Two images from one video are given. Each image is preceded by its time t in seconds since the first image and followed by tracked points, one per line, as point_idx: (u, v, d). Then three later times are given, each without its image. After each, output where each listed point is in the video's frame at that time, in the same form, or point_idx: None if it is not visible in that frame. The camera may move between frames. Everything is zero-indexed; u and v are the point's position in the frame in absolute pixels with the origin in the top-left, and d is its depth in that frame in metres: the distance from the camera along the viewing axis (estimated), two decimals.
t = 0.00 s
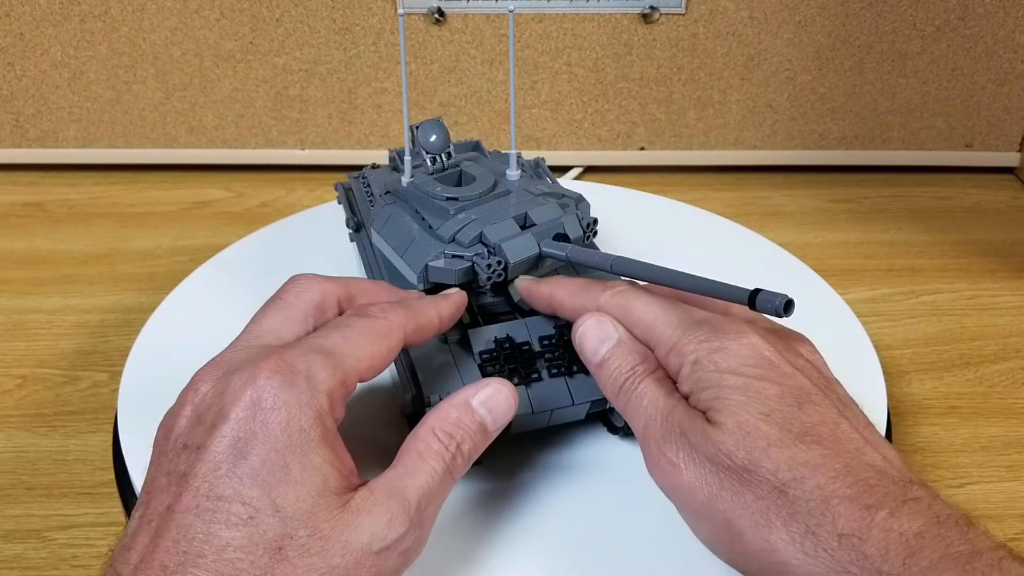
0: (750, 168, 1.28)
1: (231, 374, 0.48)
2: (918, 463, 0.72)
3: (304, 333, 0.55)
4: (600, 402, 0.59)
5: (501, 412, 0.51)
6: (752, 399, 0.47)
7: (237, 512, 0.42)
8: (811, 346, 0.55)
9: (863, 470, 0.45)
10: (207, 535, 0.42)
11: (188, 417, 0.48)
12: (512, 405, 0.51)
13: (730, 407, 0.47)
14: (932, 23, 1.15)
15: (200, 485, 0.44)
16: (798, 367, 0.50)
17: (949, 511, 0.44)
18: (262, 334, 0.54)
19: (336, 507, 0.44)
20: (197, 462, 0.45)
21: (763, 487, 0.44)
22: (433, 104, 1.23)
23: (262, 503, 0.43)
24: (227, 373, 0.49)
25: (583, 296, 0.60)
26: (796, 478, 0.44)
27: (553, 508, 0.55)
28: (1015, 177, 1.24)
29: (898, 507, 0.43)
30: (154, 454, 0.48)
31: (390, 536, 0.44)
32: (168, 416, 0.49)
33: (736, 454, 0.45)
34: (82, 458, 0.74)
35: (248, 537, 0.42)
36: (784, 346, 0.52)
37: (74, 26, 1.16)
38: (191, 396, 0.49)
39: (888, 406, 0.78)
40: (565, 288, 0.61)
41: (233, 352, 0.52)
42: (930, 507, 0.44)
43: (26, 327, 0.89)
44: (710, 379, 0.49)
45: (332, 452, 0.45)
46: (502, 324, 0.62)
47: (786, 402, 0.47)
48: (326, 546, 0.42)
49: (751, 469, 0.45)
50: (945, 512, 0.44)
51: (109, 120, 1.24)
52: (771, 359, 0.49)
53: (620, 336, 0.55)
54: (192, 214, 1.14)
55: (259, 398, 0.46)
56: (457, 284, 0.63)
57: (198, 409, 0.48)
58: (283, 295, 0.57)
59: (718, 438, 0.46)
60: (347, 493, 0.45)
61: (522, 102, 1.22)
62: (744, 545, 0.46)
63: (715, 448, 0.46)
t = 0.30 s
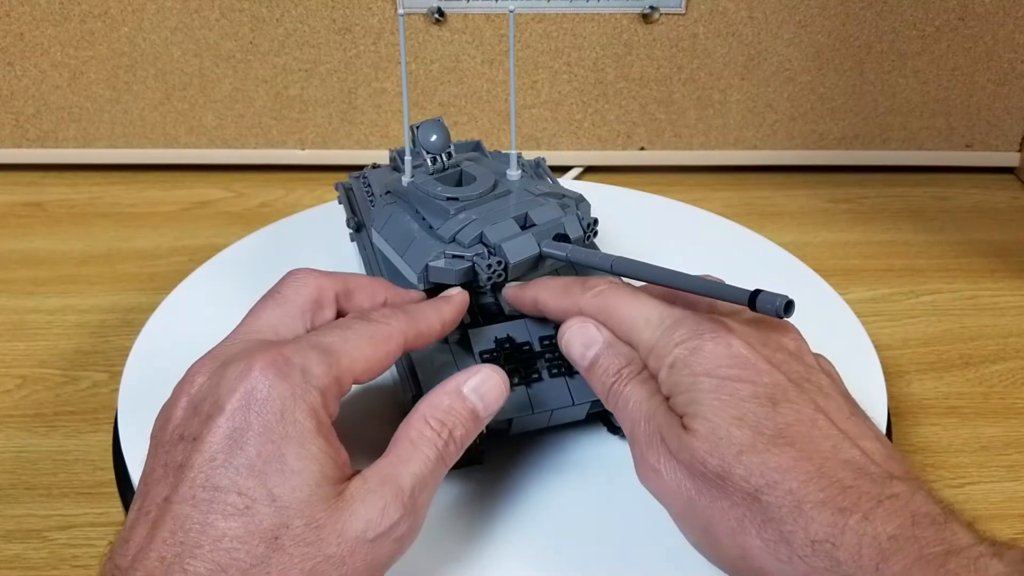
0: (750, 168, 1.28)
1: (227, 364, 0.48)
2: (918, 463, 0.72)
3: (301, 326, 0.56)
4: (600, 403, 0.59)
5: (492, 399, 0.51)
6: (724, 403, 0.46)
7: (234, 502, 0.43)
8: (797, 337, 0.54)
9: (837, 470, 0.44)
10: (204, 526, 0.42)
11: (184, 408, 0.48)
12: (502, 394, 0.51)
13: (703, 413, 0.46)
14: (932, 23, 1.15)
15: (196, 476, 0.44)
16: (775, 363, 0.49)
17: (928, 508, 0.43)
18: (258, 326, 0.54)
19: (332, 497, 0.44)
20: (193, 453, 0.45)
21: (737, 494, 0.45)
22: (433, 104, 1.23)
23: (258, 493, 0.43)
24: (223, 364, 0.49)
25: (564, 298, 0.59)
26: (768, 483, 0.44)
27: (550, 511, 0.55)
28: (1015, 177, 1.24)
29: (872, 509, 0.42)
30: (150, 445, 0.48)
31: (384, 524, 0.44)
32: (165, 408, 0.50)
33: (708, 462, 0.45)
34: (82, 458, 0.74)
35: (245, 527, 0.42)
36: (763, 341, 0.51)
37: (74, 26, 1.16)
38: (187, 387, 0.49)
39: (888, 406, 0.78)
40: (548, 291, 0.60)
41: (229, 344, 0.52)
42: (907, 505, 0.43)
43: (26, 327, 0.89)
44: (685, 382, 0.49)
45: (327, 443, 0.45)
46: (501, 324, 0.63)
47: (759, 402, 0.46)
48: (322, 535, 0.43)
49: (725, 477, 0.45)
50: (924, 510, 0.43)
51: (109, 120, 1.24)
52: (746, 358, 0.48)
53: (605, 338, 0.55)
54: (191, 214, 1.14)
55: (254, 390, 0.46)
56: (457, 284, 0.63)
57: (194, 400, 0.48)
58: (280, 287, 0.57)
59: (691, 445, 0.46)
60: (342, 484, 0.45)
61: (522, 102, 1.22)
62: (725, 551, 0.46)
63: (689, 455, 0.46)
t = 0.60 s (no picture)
0: (750, 168, 1.28)
1: (240, 359, 0.48)
2: (918, 463, 0.72)
3: (306, 319, 0.55)
4: (596, 405, 0.59)
5: (495, 382, 0.52)
6: (735, 405, 0.46)
7: (251, 493, 0.43)
8: (804, 339, 0.53)
9: (848, 474, 0.44)
10: (223, 517, 0.42)
11: (196, 401, 0.48)
12: (504, 376, 0.53)
13: (712, 415, 0.46)
14: (932, 23, 1.15)
15: (212, 468, 0.44)
16: (784, 365, 0.49)
17: (937, 512, 0.42)
18: (266, 319, 0.53)
19: (348, 486, 0.44)
20: (208, 445, 0.45)
21: (747, 497, 0.45)
22: (433, 104, 1.23)
23: (276, 484, 0.43)
24: (235, 358, 0.49)
25: (572, 298, 0.59)
26: (779, 487, 0.44)
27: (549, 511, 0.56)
28: (1015, 177, 1.24)
29: (882, 512, 0.42)
30: (162, 439, 0.48)
31: (396, 510, 0.46)
32: (175, 401, 0.49)
33: (718, 464, 0.45)
34: (82, 458, 0.74)
35: (263, 517, 0.42)
36: (770, 343, 0.51)
37: (74, 26, 1.16)
38: (199, 381, 0.49)
39: (888, 406, 0.78)
40: (556, 289, 0.60)
41: (238, 339, 0.51)
42: (917, 509, 0.42)
43: (26, 327, 0.89)
44: (693, 383, 0.48)
45: (342, 433, 0.45)
46: (497, 324, 0.63)
47: (770, 405, 0.46)
48: (340, 522, 0.44)
49: (735, 480, 0.45)
50: (933, 514, 0.42)
51: (109, 120, 1.24)
52: (756, 359, 0.48)
53: (610, 338, 0.55)
54: (192, 214, 1.14)
55: (269, 386, 0.45)
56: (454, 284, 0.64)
57: (207, 394, 0.48)
58: (286, 279, 0.56)
59: (701, 448, 0.46)
60: (354, 474, 0.45)
61: (522, 102, 1.22)
62: (732, 555, 0.46)
63: (699, 458, 0.46)
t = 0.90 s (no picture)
0: (750, 168, 1.28)
1: (260, 351, 0.48)
2: (918, 463, 0.72)
3: (315, 306, 0.55)
4: (595, 406, 0.59)
5: (495, 377, 0.52)
6: (736, 412, 0.46)
7: (266, 480, 0.43)
8: (805, 345, 0.53)
9: (848, 484, 0.44)
10: (236, 503, 0.42)
11: (213, 389, 0.48)
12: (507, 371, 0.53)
13: (714, 422, 0.46)
14: (932, 23, 1.15)
15: (228, 455, 0.44)
16: (785, 372, 0.49)
17: (936, 523, 0.43)
18: (279, 309, 0.53)
19: (359, 478, 0.45)
20: (224, 433, 0.45)
21: (748, 505, 0.44)
22: (433, 104, 1.23)
23: (291, 472, 0.43)
24: (255, 348, 0.49)
25: (574, 302, 0.59)
26: (780, 495, 0.44)
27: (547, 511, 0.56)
28: (1015, 178, 1.24)
29: (881, 522, 0.42)
30: (175, 424, 0.48)
31: (401, 503, 0.46)
32: (191, 388, 0.49)
33: (719, 472, 0.45)
34: (82, 458, 0.74)
35: (277, 505, 0.42)
36: (769, 351, 0.51)
37: (74, 26, 1.16)
38: (216, 370, 0.49)
39: (889, 406, 0.78)
40: (559, 295, 0.60)
41: (255, 326, 0.51)
42: (916, 520, 0.43)
43: (26, 327, 0.89)
44: (695, 389, 0.48)
45: (356, 425, 0.45)
46: (497, 324, 0.63)
47: (771, 412, 0.46)
48: (352, 512, 0.44)
49: (736, 486, 0.45)
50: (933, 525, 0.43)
51: (109, 120, 1.24)
52: (757, 365, 0.48)
53: (610, 342, 0.54)
54: (191, 214, 1.14)
55: (289, 377, 0.45)
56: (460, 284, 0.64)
57: (224, 382, 0.48)
58: (291, 267, 0.57)
59: (701, 455, 0.46)
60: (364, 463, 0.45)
61: (522, 102, 1.22)
62: (731, 562, 0.46)
63: (699, 464, 0.46)
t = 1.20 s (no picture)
0: (749, 168, 1.28)
1: (267, 358, 0.48)
2: (918, 463, 0.72)
3: (309, 306, 0.54)
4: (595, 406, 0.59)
5: (499, 379, 0.52)
6: (734, 420, 0.46)
7: (276, 486, 0.43)
8: (804, 349, 0.52)
9: (845, 491, 0.44)
10: (247, 508, 0.42)
11: (219, 399, 0.47)
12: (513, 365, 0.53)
13: (712, 430, 0.46)
14: (931, 23, 1.15)
15: (238, 462, 0.44)
16: (783, 378, 0.48)
17: (934, 530, 0.43)
18: (278, 314, 0.53)
19: (370, 480, 0.45)
20: (233, 439, 0.45)
21: (745, 513, 0.45)
22: (433, 104, 1.23)
23: (302, 477, 0.43)
24: (262, 356, 0.49)
25: (569, 306, 0.58)
26: (777, 504, 0.44)
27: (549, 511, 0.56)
28: (1015, 178, 1.24)
29: (879, 531, 0.42)
30: (183, 434, 0.48)
31: (410, 503, 0.47)
32: (198, 397, 0.49)
33: (717, 480, 0.45)
34: (82, 458, 0.74)
35: (288, 510, 0.42)
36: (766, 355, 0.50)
37: (74, 26, 1.16)
38: (222, 378, 0.48)
39: (889, 406, 0.78)
40: (552, 298, 0.60)
41: (257, 332, 0.51)
42: (914, 527, 0.43)
43: (26, 327, 0.89)
44: (694, 396, 0.48)
45: (365, 429, 0.45)
46: (498, 325, 0.63)
47: (770, 420, 0.45)
48: (363, 514, 0.44)
49: (734, 495, 0.45)
50: (930, 532, 0.43)
51: (109, 120, 1.24)
52: (756, 372, 0.47)
53: (606, 347, 0.54)
54: (192, 214, 1.14)
55: (296, 384, 0.45)
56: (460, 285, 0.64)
57: (231, 391, 0.47)
58: (278, 270, 0.56)
59: (700, 463, 0.46)
60: (375, 467, 0.46)
61: (522, 102, 1.22)
62: (728, 568, 0.46)
63: (698, 472, 0.46)
